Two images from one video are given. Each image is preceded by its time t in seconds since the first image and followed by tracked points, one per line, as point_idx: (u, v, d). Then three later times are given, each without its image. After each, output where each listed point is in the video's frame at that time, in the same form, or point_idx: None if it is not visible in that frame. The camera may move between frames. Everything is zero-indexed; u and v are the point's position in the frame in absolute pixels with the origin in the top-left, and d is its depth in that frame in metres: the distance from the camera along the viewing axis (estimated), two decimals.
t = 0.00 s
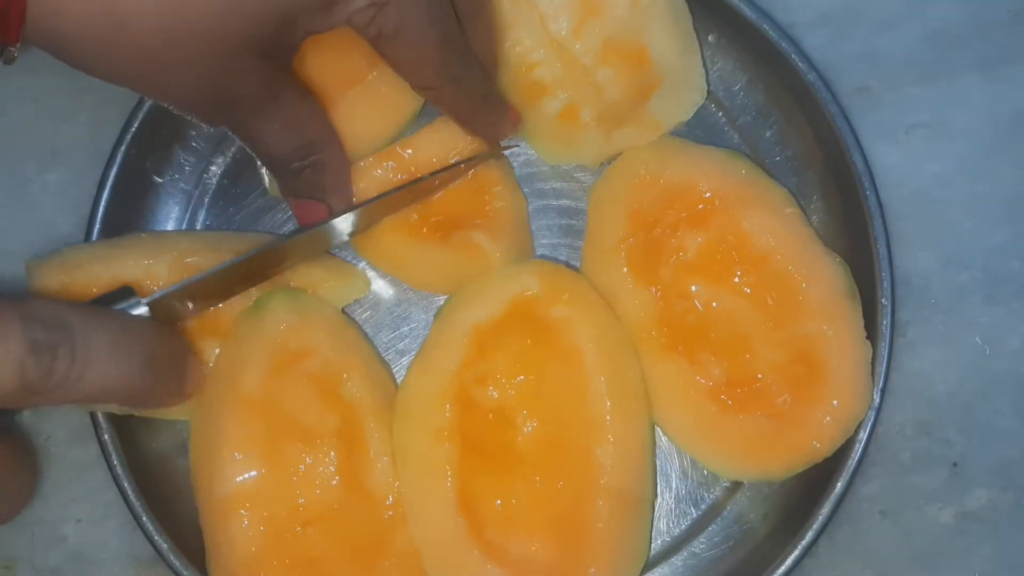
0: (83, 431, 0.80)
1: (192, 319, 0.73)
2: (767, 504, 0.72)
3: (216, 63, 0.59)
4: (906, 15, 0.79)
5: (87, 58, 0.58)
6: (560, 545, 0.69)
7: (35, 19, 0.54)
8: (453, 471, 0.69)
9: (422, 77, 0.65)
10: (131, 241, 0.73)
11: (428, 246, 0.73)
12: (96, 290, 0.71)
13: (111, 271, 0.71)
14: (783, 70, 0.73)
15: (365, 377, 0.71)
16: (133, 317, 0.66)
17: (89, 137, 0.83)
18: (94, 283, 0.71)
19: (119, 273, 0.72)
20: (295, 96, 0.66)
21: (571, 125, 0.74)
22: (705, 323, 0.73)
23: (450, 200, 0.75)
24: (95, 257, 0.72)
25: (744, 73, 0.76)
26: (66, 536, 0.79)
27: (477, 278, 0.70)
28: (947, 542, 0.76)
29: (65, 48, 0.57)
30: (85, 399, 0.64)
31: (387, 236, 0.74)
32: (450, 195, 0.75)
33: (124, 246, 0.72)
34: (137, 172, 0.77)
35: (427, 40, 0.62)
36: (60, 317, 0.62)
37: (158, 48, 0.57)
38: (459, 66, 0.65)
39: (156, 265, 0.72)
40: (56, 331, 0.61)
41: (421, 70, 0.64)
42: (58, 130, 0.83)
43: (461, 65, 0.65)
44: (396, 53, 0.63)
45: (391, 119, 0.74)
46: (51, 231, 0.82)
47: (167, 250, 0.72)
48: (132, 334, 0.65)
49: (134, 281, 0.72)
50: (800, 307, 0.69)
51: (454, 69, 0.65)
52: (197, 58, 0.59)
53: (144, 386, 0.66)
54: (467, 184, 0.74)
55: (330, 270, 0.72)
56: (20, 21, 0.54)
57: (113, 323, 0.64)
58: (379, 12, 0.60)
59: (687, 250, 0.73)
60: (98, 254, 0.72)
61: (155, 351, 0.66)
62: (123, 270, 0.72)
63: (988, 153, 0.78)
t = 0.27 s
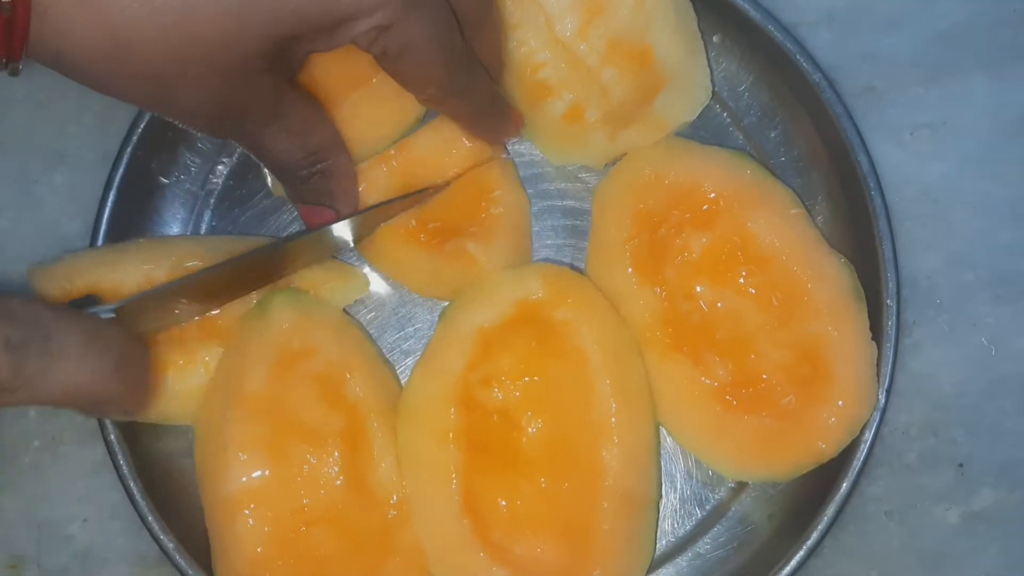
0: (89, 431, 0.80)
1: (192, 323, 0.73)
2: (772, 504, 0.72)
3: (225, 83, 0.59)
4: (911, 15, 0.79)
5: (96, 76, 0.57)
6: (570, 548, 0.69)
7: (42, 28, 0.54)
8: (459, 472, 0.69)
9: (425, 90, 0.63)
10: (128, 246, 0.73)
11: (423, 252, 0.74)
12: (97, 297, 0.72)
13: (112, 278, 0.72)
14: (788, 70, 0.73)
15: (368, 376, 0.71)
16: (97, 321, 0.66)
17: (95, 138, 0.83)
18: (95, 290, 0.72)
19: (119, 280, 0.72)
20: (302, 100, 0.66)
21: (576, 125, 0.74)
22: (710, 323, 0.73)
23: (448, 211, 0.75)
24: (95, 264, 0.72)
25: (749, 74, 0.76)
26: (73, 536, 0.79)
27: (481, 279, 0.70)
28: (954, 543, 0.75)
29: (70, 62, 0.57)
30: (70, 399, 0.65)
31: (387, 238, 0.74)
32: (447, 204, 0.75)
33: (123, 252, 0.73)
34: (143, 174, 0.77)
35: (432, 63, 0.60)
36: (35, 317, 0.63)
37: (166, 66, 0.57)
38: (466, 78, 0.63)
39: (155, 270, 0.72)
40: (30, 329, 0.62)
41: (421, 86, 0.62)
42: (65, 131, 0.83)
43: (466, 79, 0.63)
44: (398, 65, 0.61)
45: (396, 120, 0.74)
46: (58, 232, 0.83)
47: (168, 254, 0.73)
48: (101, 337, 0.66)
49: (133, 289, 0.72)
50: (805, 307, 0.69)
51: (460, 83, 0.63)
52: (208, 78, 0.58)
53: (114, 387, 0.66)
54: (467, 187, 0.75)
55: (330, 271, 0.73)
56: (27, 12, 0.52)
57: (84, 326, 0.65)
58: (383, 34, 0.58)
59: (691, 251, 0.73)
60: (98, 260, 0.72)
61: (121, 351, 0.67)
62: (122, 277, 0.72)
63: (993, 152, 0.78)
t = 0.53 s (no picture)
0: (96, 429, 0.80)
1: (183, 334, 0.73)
2: (777, 502, 0.72)
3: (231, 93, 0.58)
4: (917, 12, 0.79)
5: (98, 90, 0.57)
6: (575, 547, 0.69)
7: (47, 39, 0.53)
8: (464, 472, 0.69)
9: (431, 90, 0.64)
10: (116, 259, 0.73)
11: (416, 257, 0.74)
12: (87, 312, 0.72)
13: (101, 292, 0.72)
14: (794, 68, 0.73)
15: (372, 373, 0.71)
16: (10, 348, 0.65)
17: (102, 136, 0.83)
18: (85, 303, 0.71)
19: (109, 293, 0.72)
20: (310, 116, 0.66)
21: (582, 123, 0.74)
22: (717, 321, 0.73)
23: (439, 218, 0.75)
24: (86, 279, 0.72)
25: (755, 72, 0.76)
26: (80, 533, 0.79)
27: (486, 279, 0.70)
28: (960, 541, 0.75)
29: (76, 75, 0.56)
30: None
31: (389, 238, 0.74)
32: (442, 208, 0.75)
33: (111, 266, 0.73)
34: (149, 174, 0.77)
35: (437, 61, 0.60)
36: None
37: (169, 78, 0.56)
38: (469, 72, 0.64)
39: (144, 282, 0.72)
40: None
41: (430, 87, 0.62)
42: (72, 130, 0.83)
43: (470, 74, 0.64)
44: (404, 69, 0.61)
45: (401, 118, 0.75)
46: (65, 231, 0.83)
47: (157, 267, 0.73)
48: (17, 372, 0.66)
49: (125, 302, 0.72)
50: (811, 305, 0.69)
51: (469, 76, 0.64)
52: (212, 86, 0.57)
53: (9, 416, 0.67)
54: (464, 191, 0.74)
55: (320, 277, 0.73)
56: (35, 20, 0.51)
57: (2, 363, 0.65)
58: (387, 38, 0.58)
59: (697, 249, 0.73)
60: (88, 276, 0.72)
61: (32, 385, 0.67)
62: (112, 290, 0.72)
63: (1000, 150, 0.78)
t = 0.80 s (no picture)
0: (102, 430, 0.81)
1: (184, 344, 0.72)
2: (781, 504, 0.72)
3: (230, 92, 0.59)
4: (922, 12, 0.79)
5: (103, 90, 0.59)
6: (578, 547, 0.70)
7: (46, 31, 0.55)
8: (468, 473, 0.69)
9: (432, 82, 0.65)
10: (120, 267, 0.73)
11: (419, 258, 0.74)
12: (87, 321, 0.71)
13: (105, 299, 0.72)
14: (797, 69, 0.73)
15: (376, 375, 0.71)
16: None
17: (107, 139, 0.83)
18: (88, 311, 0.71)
19: (111, 300, 0.72)
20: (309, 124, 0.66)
21: (586, 124, 0.74)
22: (721, 324, 0.73)
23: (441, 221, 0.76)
24: (90, 286, 0.72)
25: (759, 73, 0.76)
26: (86, 535, 0.80)
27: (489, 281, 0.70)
28: (965, 542, 0.75)
29: (74, 75, 0.58)
30: None
31: (392, 241, 0.74)
32: (446, 211, 0.76)
33: (114, 273, 0.73)
34: (154, 176, 0.78)
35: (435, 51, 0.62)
36: None
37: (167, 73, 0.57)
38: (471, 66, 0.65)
39: (148, 292, 0.72)
40: None
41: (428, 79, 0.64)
42: (76, 132, 0.84)
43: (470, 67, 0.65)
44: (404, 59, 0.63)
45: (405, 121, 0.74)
46: (71, 233, 0.83)
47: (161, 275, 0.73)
48: None
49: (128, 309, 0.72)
50: (815, 308, 0.69)
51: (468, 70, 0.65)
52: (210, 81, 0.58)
53: None
54: (465, 195, 0.75)
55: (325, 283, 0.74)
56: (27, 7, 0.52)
57: None
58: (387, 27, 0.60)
59: (701, 251, 0.73)
60: (93, 282, 0.72)
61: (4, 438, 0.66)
62: (114, 298, 0.72)
63: (1004, 150, 0.78)
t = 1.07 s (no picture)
0: (105, 432, 0.81)
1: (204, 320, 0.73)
2: (772, 520, 0.72)
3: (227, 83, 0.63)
4: (926, 14, 0.79)
5: (105, 87, 0.63)
6: (569, 551, 0.69)
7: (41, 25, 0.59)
8: (463, 474, 0.69)
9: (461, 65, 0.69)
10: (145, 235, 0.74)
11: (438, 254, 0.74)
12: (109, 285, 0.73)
13: (123, 268, 0.73)
14: (800, 72, 0.73)
15: (385, 376, 0.71)
16: None
17: (111, 140, 0.84)
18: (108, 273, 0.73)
19: (133, 268, 0.73)
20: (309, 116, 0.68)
21: (598, 132, 0.74)
22: (723, 338, 0.72)
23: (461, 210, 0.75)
24: (115, 252, 0.73)
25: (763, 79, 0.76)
26: (89, 535, 0.80)
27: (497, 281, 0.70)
28: (968, 543, 0.75)
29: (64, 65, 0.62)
30: None
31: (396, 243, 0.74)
32: (465, 200, 0.75)
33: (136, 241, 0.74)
34: (160, 161, 0.78)
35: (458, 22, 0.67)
36: None
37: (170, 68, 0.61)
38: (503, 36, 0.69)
39: (168, 263, 0.73)
40: None
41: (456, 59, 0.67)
42: (80, 134, 0.84)
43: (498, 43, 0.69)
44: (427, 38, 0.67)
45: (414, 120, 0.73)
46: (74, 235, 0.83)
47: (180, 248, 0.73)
48: None
49: (144, 278, 0.73)
50: (818, 326, 0.69)
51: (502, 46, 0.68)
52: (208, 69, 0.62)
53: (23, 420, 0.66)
54: (486, 184, 0.75)
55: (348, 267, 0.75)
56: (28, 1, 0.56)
57: None
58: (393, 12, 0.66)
59: (705, 265, 0.73)
60: (117, 248, 0.73)
61: None
62: (136, 267, 0.73)
63: (1008, 153, 0.78)
